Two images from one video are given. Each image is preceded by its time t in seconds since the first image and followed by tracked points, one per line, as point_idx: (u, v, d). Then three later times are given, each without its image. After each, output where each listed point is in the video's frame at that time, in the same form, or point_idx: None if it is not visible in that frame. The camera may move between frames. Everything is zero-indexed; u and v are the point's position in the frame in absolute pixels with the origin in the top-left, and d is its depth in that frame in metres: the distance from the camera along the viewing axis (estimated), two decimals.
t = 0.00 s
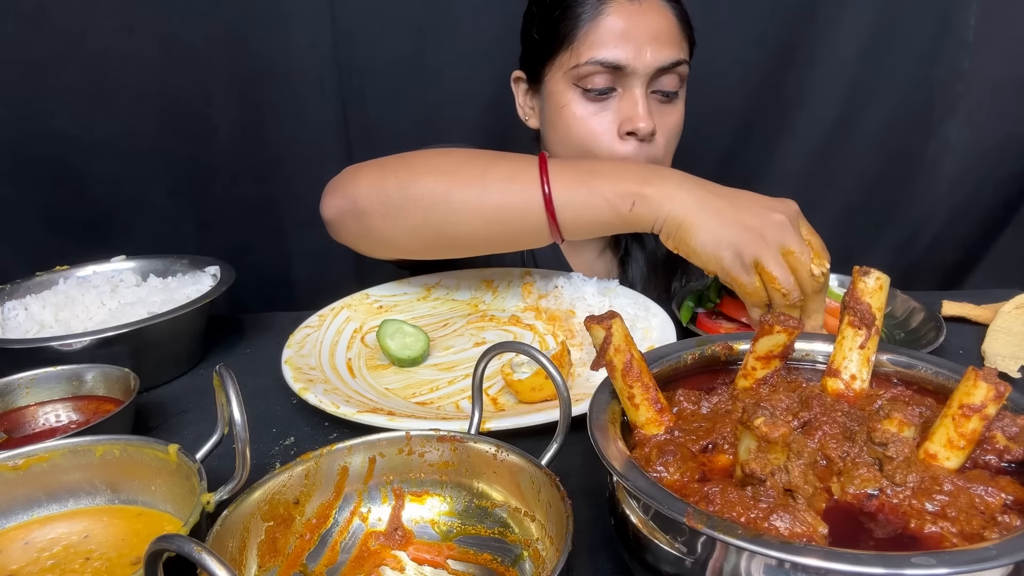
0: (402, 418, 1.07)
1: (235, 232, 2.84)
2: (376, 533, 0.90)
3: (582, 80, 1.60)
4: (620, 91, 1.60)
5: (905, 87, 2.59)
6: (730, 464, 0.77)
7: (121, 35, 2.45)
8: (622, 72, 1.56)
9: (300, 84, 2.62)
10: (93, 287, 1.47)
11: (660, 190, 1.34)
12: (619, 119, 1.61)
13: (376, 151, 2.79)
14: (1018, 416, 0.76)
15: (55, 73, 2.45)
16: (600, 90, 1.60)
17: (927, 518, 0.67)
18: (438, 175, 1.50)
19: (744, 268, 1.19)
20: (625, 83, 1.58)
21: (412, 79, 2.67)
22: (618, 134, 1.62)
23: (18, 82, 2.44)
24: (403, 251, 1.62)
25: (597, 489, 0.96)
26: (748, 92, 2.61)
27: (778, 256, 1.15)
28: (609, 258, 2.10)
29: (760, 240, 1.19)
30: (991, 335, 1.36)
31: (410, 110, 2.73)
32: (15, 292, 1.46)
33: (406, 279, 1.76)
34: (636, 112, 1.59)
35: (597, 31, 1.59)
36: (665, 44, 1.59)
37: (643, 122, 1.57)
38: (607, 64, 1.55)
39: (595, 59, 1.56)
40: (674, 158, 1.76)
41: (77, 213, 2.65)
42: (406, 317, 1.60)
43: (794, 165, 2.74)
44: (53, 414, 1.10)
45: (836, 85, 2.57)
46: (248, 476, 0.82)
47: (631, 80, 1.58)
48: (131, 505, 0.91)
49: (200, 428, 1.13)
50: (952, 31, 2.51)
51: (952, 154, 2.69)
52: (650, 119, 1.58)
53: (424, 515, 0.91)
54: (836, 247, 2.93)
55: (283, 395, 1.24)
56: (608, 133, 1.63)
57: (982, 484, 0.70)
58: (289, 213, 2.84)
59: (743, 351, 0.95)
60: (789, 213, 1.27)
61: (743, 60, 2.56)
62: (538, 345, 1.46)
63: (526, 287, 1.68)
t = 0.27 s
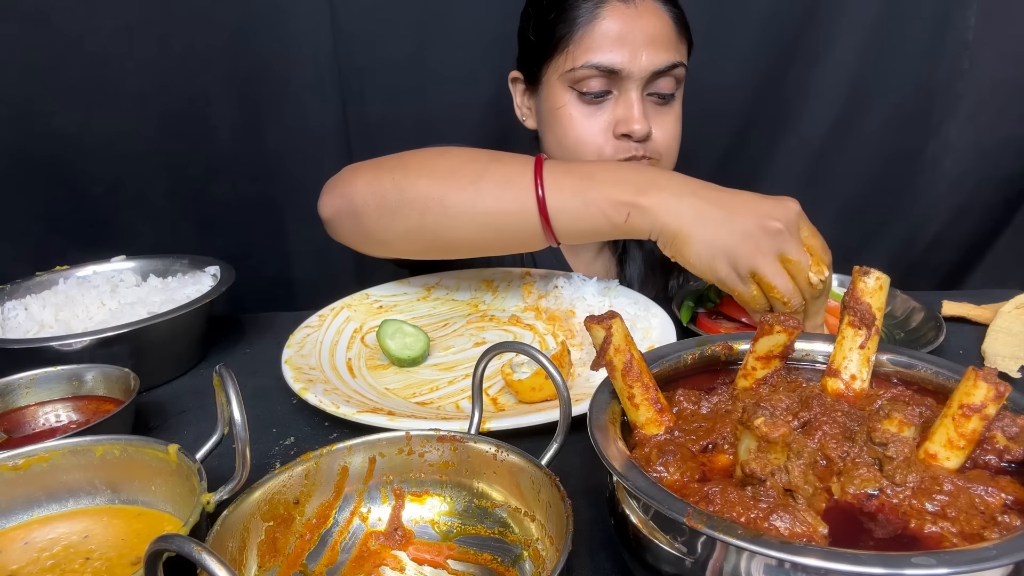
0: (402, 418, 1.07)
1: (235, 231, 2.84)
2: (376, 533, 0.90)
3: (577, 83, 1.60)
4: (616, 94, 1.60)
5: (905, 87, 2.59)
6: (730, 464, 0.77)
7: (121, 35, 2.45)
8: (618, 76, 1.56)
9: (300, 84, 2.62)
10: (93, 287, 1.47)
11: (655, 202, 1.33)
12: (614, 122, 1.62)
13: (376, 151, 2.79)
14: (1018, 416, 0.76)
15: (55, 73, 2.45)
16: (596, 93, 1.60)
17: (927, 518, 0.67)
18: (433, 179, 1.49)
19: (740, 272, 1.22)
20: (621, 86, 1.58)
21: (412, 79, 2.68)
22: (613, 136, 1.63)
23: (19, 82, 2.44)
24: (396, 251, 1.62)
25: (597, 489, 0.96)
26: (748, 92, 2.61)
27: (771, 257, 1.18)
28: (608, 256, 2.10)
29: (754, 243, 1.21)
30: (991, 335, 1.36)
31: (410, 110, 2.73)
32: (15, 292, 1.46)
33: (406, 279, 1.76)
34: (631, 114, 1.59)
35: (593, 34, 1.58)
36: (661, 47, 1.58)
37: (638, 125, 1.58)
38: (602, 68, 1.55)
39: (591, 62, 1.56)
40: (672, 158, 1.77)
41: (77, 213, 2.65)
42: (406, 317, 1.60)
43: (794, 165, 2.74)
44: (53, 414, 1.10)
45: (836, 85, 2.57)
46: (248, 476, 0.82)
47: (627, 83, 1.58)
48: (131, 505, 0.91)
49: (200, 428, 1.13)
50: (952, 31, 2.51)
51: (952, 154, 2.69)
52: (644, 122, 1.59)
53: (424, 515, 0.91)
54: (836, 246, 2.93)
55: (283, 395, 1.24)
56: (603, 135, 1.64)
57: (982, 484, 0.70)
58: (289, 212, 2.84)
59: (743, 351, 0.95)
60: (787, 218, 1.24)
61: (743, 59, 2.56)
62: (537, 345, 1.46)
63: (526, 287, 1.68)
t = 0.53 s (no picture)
0: (402, 418, 1.07)
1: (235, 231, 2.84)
2: (376, 533, 0.90)
3: (572, 83, 1.60)
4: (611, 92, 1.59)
5: (905, 88, 2.59)
6: (730, 464, 0.77)
7: (121, 35, 2.46)
8: (611, 74, 1.56)
9: (300, 84, 2.62)
10: (93, 287, 1.47)
11: (578, 186, 1.17)
12: (610, 121, 1.60)
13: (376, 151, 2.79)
14: (1018, 416, 0.76)
15: (55, 73, 2.45)
16: (590, 92, 1.59)
17: (927, 518, 0.67)
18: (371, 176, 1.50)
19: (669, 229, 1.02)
20: (615, 85, 1.58)
21: (412, 79, 2.68)
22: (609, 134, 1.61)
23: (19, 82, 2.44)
24: (344, 255, 1.62)
25: (598, 490, 0.96)
26: (748, 91, 2.62)
27: (681, 207, 0.98)
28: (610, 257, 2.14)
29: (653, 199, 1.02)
30: (991, 335, 1.36)
31: (410, 110, 2.73)
32: (15, 293, 1.46)
33: (406, 279, 1.76)
34: (626, 112, 1.57)
35: (586, 34, 1.59)
36: (655, 45, 1.58)
37: (631, 122, 1.56)
38: (595, 67, 1.55)
39: (584, 61, 1.56)
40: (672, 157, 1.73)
41: (77, 213, 2.65)
42: (406, 317, 1.60)
43: (794, 165, 2.74)
44: (53, 414, 1.10)
45: (836, 86, 2.57)
46: (248, 476, 0.82)
47: (621, 82, 1.57)
48: (131, 505, 0.91)
49: (200, 428, 1.13)
50: (952, 31, 2.51)
51: (952, 154, 2.69)
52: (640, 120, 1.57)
53: (424, 515, 0.91)
54: (836, 246, 2.93)
55: (283, 395, 1.24)
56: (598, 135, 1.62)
57: (982, 484, 0.70)
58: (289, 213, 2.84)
59: (743, 351, 0.95)
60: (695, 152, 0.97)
61: (743, 60, 2.57)
62: (538, 345, 1.46)
63: (527, 287, 1.68)
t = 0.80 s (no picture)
0: (402, 418, 1.07)
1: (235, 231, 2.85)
2: (376, 533, 0.90)
3: (544, 86, 1.65)
4: (581, 97, 1.63)
5: (904, 88, 2.59)
6: (730, 464, 0.77)
7: (121, 35, 2.46)
8: (579, 81, 1.60)
9: (300, 84, 2.62)
10: (93, 287, 1.47)
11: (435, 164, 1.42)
12: (576, 125, 1.66)
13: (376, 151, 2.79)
14: (1018, 416, 0.76)
15: (56, 73, 2.45)
16: (560, 96, 1.64)
17: (927, 518, 0.67)
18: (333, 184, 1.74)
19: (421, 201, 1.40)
20: (584, 91, 1.62)
21: (411, 79, 2.68)
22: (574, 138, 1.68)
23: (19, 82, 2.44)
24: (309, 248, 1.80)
25: (598, 490, 0.96)
26: (748, 91, 2.62)
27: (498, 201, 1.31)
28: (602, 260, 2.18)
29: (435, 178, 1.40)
30: (991, 335, 1.36)
31: (409, 110, 2.73)
32: (15, 293, 1.46)
33: (405, 279, 1.76)
34: (591, 119, 1.63)
35: (562, 38, 1.63)
36: (628, 54, 1.60)
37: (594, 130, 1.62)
38: (564, 73, 1.60)
39: (556, 66, 1.61)
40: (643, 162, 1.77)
41: (77, 212, 2.65)
42: (406, 317, 1.60)
43: (793, 165, 2.74)
44: (53, 414, 1.10)
45: (836, 86, 2.57)
46: (248, 476, 0.82)
47: (588, 88, 1.61)
48: (131, 505, 0.91)
49: (200, 428, 1.13)
50: (952, 31, 2.51)
51: (952, 154, 2.69)
52: (602, 128, 1.63)
53: (424, 515, 0.91)
54: (836, 246, 2.93)
55: (283, 395, 1.24)
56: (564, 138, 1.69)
57: (982, 484, 0.70)
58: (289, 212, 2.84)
59: (743, 351, 0.95)
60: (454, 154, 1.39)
61: (743, 60, 2.57)
62: (537, 345, 1.46)
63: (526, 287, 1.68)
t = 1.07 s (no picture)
0: (402, 418, 1.07)
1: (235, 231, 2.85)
2: (376, 533, 0.90)
3: (498, 90, 1.65)
4: (532, 100, 1.62)
5: (904, 88, 2.59)
6: (730, 464, 0.77)
7: (121, 34, 2.46)
8: (528, 84, 1.59)
9: (300, 84, 2.62)
10: (92, 287, 1.47)
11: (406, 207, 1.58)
12: (528, 129, 1.65)
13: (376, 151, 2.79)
14: (1018, 416, 0.76)
15: (56, 73, 2.45)
16: (512, 99, 1.64)
17: (927, 518, 0.67)
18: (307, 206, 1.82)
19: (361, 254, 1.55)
20: (535, 94, 1.61)
21: (411, 79, 2.68)
22: (525, 142, 1.67)
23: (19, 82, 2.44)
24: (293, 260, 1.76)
25: (598, 490, 0.96)
26: (747, 91, 2.62)
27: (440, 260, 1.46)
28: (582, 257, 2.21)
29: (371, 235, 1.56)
30: (991, 335, 1.36)
31: (409, 110, 2.73)
32: (15, 293, 1.46)
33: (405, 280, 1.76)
34: (541, 123, 1.62)
35: (514, 41, 1.62)
36: (577, 55, 1.58)
37: (544, 134, 1.61)
38: (515, 76, 1.59)
39: (507, 69, 1.60)
40: (599, 167, 1.76)
41: (77, 212, 2.65)
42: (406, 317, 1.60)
43: (793, 165, 2.74)
44: (52, 414, 1.10)
45: (836, 86, 2.57)
46: (248, 476, 0.82)
47: (538, 92, 1.60)
48: (131, 505, 0.91)
49: (200, 428, 1.13)
50: (952, 31, 2.51)
51: (952, 154, 2.69)
52: (552, 132, 1.62)
53: (424, 515, 0.91)
54: (835, 246, 2.92)
55: (283, 395, 1.24)
56: (518, 142, 1.68)
57: (982, 484, 0.70)
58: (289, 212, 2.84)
59: (743, 351, 0.95)
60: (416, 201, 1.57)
61: (742, 60, 2.57)
62: (537, 345, 1.46)
63: (527, 287, 1.68)
